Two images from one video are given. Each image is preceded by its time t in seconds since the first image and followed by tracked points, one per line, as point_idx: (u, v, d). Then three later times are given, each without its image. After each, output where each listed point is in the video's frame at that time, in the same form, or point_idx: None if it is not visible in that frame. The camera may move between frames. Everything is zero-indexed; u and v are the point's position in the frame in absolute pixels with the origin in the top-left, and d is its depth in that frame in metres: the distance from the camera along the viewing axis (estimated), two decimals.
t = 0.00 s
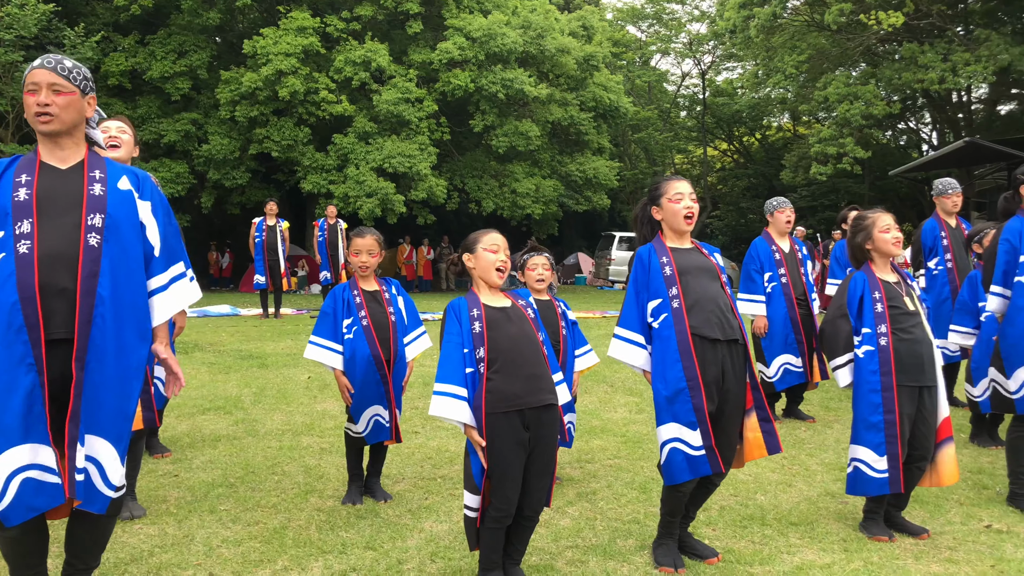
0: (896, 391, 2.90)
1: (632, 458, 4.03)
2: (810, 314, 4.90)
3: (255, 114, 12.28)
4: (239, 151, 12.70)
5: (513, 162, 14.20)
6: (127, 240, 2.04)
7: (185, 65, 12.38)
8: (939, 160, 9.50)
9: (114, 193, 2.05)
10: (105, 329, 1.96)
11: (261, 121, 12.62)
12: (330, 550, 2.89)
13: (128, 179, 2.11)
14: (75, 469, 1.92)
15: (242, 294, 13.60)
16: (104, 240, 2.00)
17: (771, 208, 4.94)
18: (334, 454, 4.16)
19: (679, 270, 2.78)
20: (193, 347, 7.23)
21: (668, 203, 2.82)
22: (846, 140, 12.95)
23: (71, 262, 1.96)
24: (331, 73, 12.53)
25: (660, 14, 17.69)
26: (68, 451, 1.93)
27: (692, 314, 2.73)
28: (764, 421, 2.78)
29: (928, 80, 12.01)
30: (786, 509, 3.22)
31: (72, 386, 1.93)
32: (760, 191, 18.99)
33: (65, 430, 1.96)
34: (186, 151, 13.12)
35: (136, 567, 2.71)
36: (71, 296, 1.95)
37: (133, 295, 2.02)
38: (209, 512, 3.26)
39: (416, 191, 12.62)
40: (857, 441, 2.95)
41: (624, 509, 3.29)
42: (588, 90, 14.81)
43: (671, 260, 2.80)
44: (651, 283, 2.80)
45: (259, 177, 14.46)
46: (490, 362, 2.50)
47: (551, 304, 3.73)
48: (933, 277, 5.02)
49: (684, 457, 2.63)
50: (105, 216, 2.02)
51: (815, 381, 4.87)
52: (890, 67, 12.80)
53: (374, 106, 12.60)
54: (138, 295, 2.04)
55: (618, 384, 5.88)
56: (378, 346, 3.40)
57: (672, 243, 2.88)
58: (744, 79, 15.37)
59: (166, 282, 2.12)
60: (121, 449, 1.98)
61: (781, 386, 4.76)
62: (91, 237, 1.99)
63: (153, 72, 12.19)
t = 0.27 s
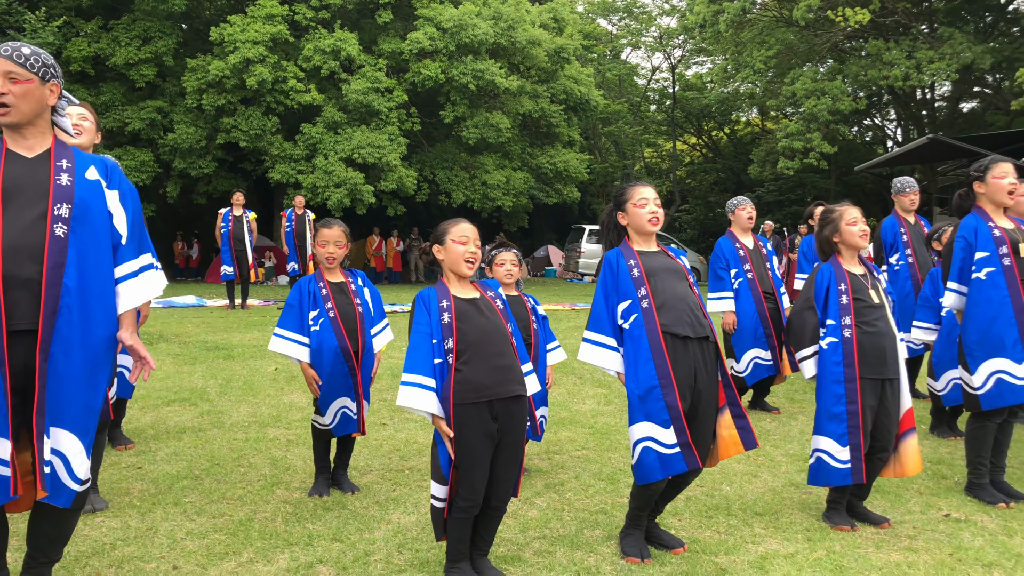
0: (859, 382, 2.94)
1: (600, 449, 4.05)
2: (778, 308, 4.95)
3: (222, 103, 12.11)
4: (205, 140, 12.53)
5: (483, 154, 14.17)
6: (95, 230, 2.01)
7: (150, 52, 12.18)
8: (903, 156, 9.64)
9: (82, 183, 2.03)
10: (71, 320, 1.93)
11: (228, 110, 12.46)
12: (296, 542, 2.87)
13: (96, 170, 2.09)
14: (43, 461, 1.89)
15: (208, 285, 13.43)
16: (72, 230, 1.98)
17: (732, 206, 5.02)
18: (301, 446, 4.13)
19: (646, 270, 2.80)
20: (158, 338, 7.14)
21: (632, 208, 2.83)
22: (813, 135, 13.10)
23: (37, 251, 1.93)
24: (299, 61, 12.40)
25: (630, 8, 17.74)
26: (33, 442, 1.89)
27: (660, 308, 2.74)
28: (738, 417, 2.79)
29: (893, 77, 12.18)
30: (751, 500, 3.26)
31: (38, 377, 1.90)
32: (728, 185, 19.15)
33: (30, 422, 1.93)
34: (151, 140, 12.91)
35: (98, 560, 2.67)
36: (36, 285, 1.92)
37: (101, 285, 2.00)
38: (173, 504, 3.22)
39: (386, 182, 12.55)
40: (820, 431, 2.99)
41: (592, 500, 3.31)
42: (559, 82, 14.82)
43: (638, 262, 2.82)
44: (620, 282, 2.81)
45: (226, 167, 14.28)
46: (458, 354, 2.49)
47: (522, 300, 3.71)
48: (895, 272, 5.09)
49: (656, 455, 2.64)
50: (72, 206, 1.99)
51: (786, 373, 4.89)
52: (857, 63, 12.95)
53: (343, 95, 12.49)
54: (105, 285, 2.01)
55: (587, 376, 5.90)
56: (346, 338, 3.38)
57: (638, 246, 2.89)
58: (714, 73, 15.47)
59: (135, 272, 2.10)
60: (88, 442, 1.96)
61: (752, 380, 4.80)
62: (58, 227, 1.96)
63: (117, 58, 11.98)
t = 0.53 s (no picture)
0: (829, 377, 2.98)
1: (575, 443, 4.07)
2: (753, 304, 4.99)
3: (196, 94, 11.98)
4: (179, 131, 12.39)
5: (460, 147, 14.14)
6: (69, 222, 1.99)
7: (122, 41, 12.01)
8: (876, 152, 9.75)
9: (56, 175, 2.00)
10: (43, 313, 1.91)
11: (203, 102, 12.32)
12: (270, 536, 2.86)
13: (70, 161, 2.05)
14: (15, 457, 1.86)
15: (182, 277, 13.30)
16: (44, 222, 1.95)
17: (705, 204, 5.07)
18: (275, 440, 4.11)
19: (622, 265, 2.81)
20: (130, 331, 7.06)
21: (611, 202, 2.84)
22: (787, 131, 13.21)
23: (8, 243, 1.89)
24: (275, 52, 12.30)
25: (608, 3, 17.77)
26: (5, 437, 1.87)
27: (635, 303, 2.75)
28: (710, 412, 2.81)
29: (867, 74, 12.31)
30: (724, 493, 3.28)
31: (10, 371, 1.87)
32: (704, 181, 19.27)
33: (1, 418, 1.90)
34: (124, 131, 12.74)
35: (68, 555, 2.64)
36: (8, 277, 1.89)
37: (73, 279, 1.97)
38: (145, 498, 3.19)
39: (362, 175, 12.48)
40: (791, 426, 3.02)
41: (566, 493, 3.32)
42: (537, 76, 14.82)
43: (615, 256, 2.82)
44: (596, 277, 2.82)
45: (200, 158, 14.13)
46: (434, 347, 2.49)
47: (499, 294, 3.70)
48: (866, 268, 5.13)
49: (628, 449, 2.65)
50: (45, 198, 1.96)
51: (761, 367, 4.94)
52: (831, 60, 13.05)
53: (319, 87, 12.40)
54: (79, 280, 1.99)
55: (563, 370, 5.92)
56: (321, 331, 3.36)
57: (615, 240, 2.90)
58: (690, 69, 15.55)
59: (109, 266, 2.07)
60: (61, 438, 1.94)
61: (728, 374, 4.84)
62: (30, 220, 1.93)
63: (88, 47, 11.81)
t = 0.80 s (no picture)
0: (805, 373, 3.00)
1: (553, 436, 4.07)
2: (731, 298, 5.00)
3: (174, 85, 11.85)
4: (155, 123, 12.26)
5: (440, 140, 14.11)
6: (45, 219, 1.97)
7: (97, 30, 11.86)
8: (853, 148, 9.82)
9: (32, 170, 1.98)
10: (20, 309, 1.89)
11: (180, 92, 12.20)
12: (246, 530, 2.84)
13: (47, 156, 2.03)
14: None
15: (158, 270, 13.18)
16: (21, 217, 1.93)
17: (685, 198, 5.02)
18: (252, 434, 4.08)
19: (599, 259, 2.81)
20: (105, 324, 6.99)
21: (591, 194, 2.84)
22: (766, 126, 13.29)
23: None
24: (253, 43, 12.20)
25: None
26: None
27: (613, 298, 2.76)
28: (685, 405, 2.84)
29: (844, 69, 12.40)
30: (701, 485, 3.30)
31: None
32: (683, 175, 19.35)
33: None
34: (99, 122, 12.58)
35: (41, 550, 2.61)
36: None
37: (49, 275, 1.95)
38: (120, 493, 3.16)
39: (342, 167, 12.41)
40: (768, 421, 3.04)
41: (544, 486, 3.33)
42: (517, 69, 14.81)
43: (592, 250, 2.83)
44: (574, 272, 2.82)
45: (177, 150, 13.99)
46: (413, 341, 2.48)
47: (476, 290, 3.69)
48: (842, 263, 5.18)
49: (604, 442, 2.66)
50: (22, 194, 1.94)
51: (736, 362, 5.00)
52: (810, 56, 13.13)
53: (298, 78, 12.31)
54: (55, 277, 1.97)
55: (542, 363, 5.93)
56: (298, 325, 3.34)
57: (594, 235, 2.91)
58: (670, 63, 15.59)
59: (85, 263, 2.07)
60: (37, 436, 1.92)
61: (705, 368, 4.87)
62: (6, 215, 1.90)
63: (62, 37, 11.65)
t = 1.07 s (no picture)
0: (785, 368, 3.02)
1: (535, 428, 4.08)
2: (712, 292, 5.02)
3: (153, 74, 11.73)
4: (134, 112, 12.13)
5: (423, 132, 14.06)
6: (27, 215, 1.95)
7: (74, 18, 11.71)
8: (834, 142, 9.89)
9: (12, 165, 1.95)
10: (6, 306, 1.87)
11: (159, 82, 12.08)
12: (226, 523, 2.83)
13: (25, 152, 2.01)
14: None
15: (137, 261, 13.06)
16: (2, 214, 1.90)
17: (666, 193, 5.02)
18: (232, 426, 4.06)
19: (580, 252, 2.81)
20: (83, 315, 6.92)
21: (573, 187, 2.83)
22: (747, 120, 13.35)
23: None
24: (234, 33, 12.09)
25: None
26: None
27: (593, 292, 2.77)
28: (664, 398, 2.86)
29: (825, 64, 12.47)
30: (681, 477, 3.33)
31: None
32: (664, 169, 19.41)
33: None
34: (77, 111, 12.43)
35: (16, 543, 2.59)
36: None
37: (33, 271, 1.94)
38: (98, 485, 3.13)
39: (323, 158, 12.33)
40: (748, 417, 3.06)
41: (525, 478, 3.34)
42: (499, 61, 14.77)
43: (573, 242, 2.83)
44: (553, 267, 2.82)
45: (156, 140, 13.85)
46: (394, 337, 2.47)
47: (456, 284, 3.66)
48: (822, 258, 5.20)
49: (585, 435, 2.67)
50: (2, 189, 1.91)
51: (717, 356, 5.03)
52: (791, 50, 13.19)
53: (279, 68, 12.22)
54: (39, 274, 1.96)
55: (524, 356, 5.93)
56: (279, 316, 3.33)
57: (575, 226, 2.91)
58: (653, 57, 15.62)
59: (68, 260, 2.06)
60: (22, 434, 1.90)
61: (686, 362, 4.89)
62: None
63: (39, 24, 11.49)
